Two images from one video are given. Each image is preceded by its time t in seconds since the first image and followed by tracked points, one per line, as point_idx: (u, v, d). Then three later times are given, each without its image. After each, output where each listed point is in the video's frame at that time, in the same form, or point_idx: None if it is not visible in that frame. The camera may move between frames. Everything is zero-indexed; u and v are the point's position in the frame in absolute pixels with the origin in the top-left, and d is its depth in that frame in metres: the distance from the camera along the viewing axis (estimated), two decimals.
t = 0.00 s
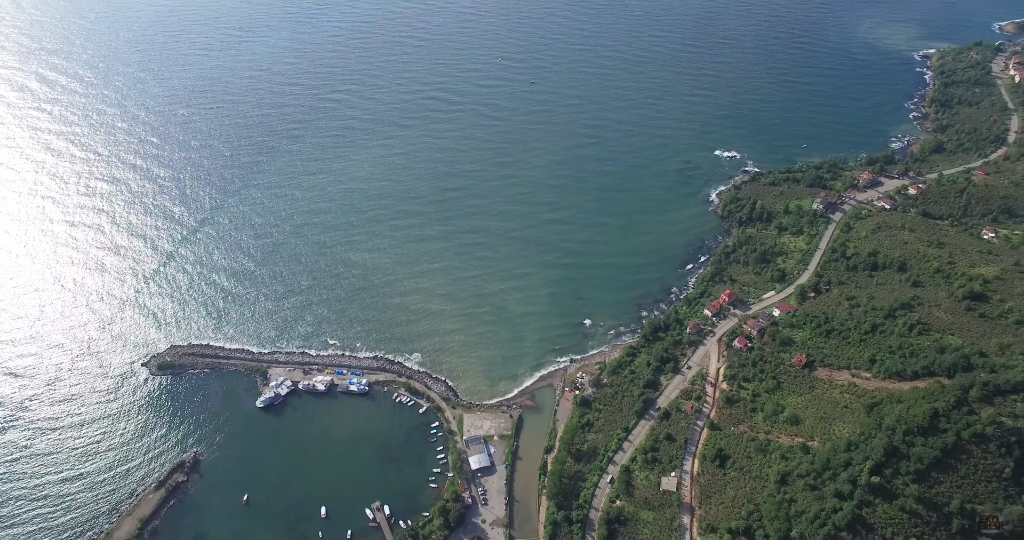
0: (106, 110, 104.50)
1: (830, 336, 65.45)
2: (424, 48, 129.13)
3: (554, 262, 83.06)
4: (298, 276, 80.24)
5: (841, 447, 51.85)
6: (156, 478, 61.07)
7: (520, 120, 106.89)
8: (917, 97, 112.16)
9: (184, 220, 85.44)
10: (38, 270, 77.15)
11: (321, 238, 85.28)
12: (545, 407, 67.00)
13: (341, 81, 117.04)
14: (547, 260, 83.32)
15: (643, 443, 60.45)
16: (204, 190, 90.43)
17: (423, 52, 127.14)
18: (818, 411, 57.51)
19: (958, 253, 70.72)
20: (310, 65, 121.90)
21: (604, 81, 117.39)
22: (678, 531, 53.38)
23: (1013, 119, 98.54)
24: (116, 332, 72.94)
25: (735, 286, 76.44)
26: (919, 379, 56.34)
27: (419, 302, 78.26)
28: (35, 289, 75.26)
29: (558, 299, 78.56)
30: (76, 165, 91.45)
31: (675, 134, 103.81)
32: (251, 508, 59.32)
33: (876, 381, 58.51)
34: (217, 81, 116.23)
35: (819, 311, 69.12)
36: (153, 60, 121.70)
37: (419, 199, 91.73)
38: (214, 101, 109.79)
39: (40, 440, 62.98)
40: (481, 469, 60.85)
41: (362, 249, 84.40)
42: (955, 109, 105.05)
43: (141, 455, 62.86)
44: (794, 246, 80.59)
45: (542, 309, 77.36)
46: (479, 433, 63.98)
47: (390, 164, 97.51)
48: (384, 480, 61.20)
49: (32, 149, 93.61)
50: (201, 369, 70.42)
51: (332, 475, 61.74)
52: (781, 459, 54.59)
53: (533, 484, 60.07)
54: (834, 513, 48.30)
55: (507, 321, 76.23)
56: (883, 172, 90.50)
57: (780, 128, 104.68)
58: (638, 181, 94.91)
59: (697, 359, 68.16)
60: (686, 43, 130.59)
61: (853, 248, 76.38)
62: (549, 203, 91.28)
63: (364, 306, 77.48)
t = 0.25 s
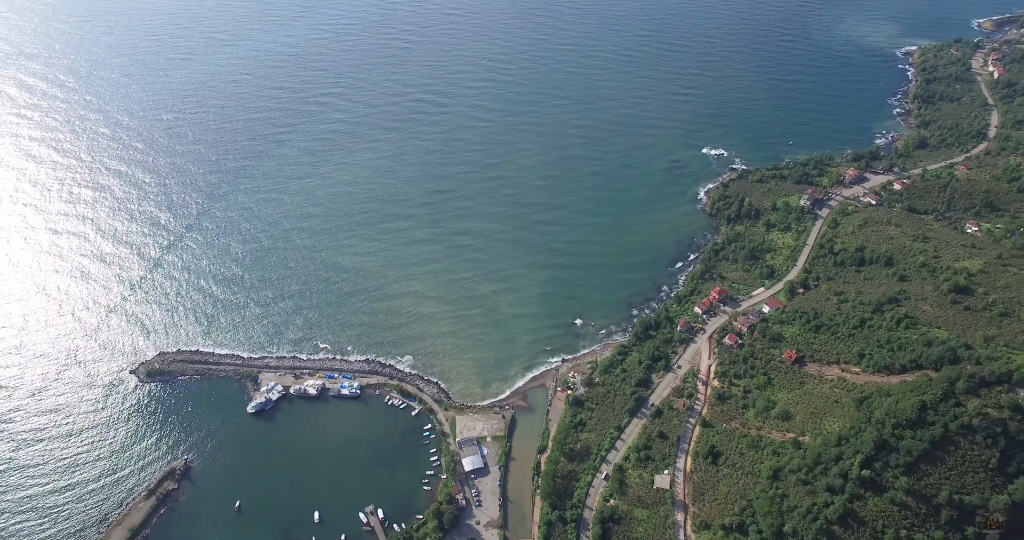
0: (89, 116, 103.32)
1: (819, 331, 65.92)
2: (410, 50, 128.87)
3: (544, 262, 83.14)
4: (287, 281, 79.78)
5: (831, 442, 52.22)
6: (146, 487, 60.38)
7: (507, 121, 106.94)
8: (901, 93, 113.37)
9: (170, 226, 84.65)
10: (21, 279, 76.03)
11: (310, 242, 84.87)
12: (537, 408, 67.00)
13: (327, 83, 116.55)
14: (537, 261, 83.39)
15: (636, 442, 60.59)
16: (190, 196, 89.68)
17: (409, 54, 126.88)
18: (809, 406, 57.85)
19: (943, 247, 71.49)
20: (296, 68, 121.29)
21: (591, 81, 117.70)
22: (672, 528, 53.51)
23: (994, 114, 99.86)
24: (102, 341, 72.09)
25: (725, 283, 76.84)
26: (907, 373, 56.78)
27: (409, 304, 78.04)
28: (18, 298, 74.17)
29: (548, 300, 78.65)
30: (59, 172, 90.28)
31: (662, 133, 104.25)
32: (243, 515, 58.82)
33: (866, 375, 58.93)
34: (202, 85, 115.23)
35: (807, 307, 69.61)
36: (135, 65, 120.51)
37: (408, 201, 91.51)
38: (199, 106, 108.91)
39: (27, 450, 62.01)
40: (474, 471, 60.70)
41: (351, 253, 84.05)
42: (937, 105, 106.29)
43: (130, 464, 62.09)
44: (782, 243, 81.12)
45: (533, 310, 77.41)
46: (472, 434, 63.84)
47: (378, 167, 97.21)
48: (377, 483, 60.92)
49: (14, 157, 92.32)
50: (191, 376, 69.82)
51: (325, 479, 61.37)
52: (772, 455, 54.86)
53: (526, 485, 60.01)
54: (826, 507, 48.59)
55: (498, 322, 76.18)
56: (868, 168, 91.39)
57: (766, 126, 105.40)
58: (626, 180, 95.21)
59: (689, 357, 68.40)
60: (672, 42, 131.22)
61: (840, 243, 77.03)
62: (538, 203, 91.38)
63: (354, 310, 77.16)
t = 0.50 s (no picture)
0: (77, 128, 102.65)
1: (811, 336, 66.14)
2: (400, 59, 129.11)
3: (536, 271, 83.16)
4: (279, 292, 79.34)
5: (826, 447, 52.28)
6: (136, 503, 59.52)
7: (498, 130, 107.19)
8: (887, 99, 114.57)
9: (160, 239, 84.05)
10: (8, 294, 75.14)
11: (301, 253, 84.50)
12: (532, 417, 66.77)
13: (317, 93, 116.50)
14: (529, 269, 83.40)
15: (631, 450, 60.43)
16: (179, 208, 89.15)
17: (399, 64, 127.09)
18: (803, 412, 57.90)
19: (932, 250, 72.06)
20: (285, 78, 121.15)
21: (581, 89, 118.26)
22: (668, 536, 53.27)
23: (979, 119, 101.07)
24: (90, 356, 71.27)
25: (717, 289, 77.05)
26: (899, 377, 56.97)
27: (402, 314, 77.76)
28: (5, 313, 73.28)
29: (541, 308, 78.60)
30: (47, 185, 89.51)
31: (652, 140, 104.78)
32: (235, 530, 58.03)
33: (858, 380, 59.08)
34: (191, 96, 114.84)
35: (799, 312, 69.88)
36: (123, 76, 119.97)
37: (400, 211, 91.39)
38: (188, 117, 108.48)
39: (13, 468, 61.01)
40: (469, 481, 60.29)
41: (343, 263, 83.73)
42: (923, 110, 107.44)
43: (118, 481, 61.23)
44: (773, 248, 81.54)
45: (526, 319, 77.35)
46: (466, 445, 63.48)
47: (369, 177, 97.09)
48: (372, 496, 60.37)
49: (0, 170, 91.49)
50: (181, 390, 69.13)
51: (318, 493, 60.75)
52: (767, 461, 54.80)
53: (522, 495, 59.65)
54: (821, 513, 48.55)
55: (491, 331, 76.04)
56: (857, 173, 92.14)
57: (755, 132, 106.17)
58: (617, 188, 95.54)
59: (682, 364, 68.43)
60: (660, 50, 132.16)
61: (831, 248, 77.50)
62: (530, 212, 91.50)
63: (346, 320, 76.79)
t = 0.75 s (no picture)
0: (66, 143, 102.18)
1: (804, 344, 66.33)
2: (391, 72, 129.56)
3: (529, 282, 83.20)
4: (271, 306, 78.92)
5: (821, 454, 52.27)
6: (126, 520, 58.61)
7: (490, 142, 107.54)
8: (874, 108, 115.82)
9: (150, 254, 83.54)
10: None
11: (293, 266, 84.21)
12: (526, 428, 66.49)
13: (309, 107, 116.63)
14: (523, 280, 83.44)
15: (626, 460, 60.20)
16: (170, 223, 88.72)
17: (391, 77, 127.48)
18: (797, 419, 57.90)
19: (922, 257, 72.60)
20: (277, 92, 121.30)
21: (572, 100, 118.94)
22: None
23: (965, 127, 102.27)
24: (79, 372, 70.50)
25: (710, 298, 77.26)
26: (892, 383, 57.10)
27: (396, 327, 77.50)
28: None
29: (535, 319, 78.55)
30: (35, 200, 88.90)
31: (643, 151, 105.37)
32: None
33: (852, 386, 59.19)
34: (181, 109, 114.68)
35: (792, 320, 70.12)
36: (113, 90, 119.74)
37: (392, 223, 91.36)
38: (178, 131, 108.28)
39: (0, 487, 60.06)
40: (464, 494, 59.81)
41: (336, 276, 83.47)
42: (910, 119, 108.69)
43: (108, 498, 60.35)
44: (765, 257, 81.95)
45: (520, 330, 77.26)
46: (461, 457, 63.07)
47: (361, 189, 97.08)
48: (366, 510, 59.77)
49: None
50: (173, 405, 68.46)
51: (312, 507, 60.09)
52: (763, 470, 54.67)
53: (517, 507, 59.22)
54: (817, 521, 48.40)
55: (485, 343, 75.88)
56: (846, 182, 92.92)
57: (745, 142, 106.99)
58: (609, 198, 95.94)
59: (676, 373, 68.43)
60: (650, 61, 133.21)
61: (822, 256, 77.96)
62: (523, 223, 91.68)
63: (339, 333, 76.41)
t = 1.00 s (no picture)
0: (55, 157, 101.69)
1: (797, 351, 66.59)
2: (382, 84, 129.94)
3: (522, 292, 83.28)
4: (262, 319, 78.52)
5: (815, 460, 52.36)
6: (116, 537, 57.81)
7: (481, 153, 107.89)
8: (861, 116, 117.10)
9: (140, 268, 83.06)
10: None
11: (285, 279, 83.90)
12: (521, 438, 66.26)
13: (300, 119, 116.71)
14: (515, 290, 83.51)
15: (621, 469, 60.04)
16: (161, 236, 88.30)
17: (381, 89, 127.82)
18: (791, 425, 58.01)
19: (911, 262, 73.22)
20: (267, 104, 121.35)
21: (562, 111, 119.60)
22: None
23: (951, 134, 103.56)
24: (68, 388, 69.76)
25: (702, 306, 77.54)
26: (885, 388, 57.35)
27: (388, 338, 77.25)
28: None
29: (528, 329, 78.53)
30: (23, 215, 88.31)
31: (633, 160, 105.98)
32: None
33: (844, 392, 59.41)
34: (171, 123, 114.47)
35: (785, 326, 70.47)
36: (102, 104, 119.41)
37: (384, 235, 91.33)
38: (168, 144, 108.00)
39: None
40: (459, 506, 59.41)
41: (328, 288, 83.23)
42: (896, 127, 109.95)
43: (97, 515, 59.56)
44: (757, 264, 82.44)
45: (513, 340, 77.22)
46: (455, 468, 62.71)
47: (353, 201, 97.06)
48: (359, 523, 59.25)
49: None
50: (163, 419, 67.83)
51: (305, 521, 59.50)
52: (757, 477, 54.63)
53: (512, 518, 58.88)
54: (813, 527, 48.37)
55: (478, 354, 75.73)
56: (835, 189, 93.79)
57: (735, 150, 107.83)
58: (601, 208, 96.37)
59: (670, 381, 68.51)
60: (639, 71, 134.28)
61: (813, 263, 78.49)
62: (515, 233, 91.87)
63: (332, 345, 76.09)
